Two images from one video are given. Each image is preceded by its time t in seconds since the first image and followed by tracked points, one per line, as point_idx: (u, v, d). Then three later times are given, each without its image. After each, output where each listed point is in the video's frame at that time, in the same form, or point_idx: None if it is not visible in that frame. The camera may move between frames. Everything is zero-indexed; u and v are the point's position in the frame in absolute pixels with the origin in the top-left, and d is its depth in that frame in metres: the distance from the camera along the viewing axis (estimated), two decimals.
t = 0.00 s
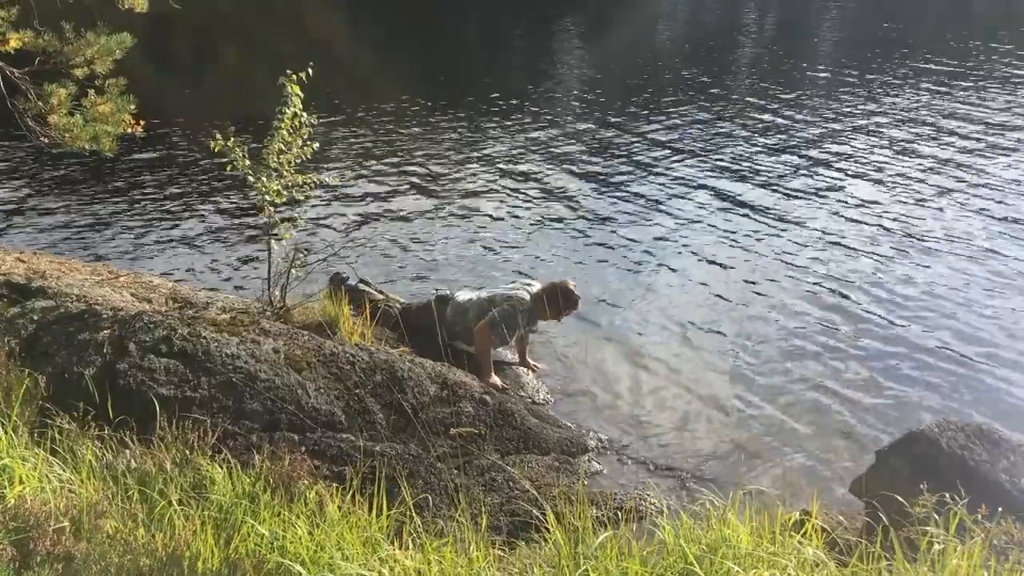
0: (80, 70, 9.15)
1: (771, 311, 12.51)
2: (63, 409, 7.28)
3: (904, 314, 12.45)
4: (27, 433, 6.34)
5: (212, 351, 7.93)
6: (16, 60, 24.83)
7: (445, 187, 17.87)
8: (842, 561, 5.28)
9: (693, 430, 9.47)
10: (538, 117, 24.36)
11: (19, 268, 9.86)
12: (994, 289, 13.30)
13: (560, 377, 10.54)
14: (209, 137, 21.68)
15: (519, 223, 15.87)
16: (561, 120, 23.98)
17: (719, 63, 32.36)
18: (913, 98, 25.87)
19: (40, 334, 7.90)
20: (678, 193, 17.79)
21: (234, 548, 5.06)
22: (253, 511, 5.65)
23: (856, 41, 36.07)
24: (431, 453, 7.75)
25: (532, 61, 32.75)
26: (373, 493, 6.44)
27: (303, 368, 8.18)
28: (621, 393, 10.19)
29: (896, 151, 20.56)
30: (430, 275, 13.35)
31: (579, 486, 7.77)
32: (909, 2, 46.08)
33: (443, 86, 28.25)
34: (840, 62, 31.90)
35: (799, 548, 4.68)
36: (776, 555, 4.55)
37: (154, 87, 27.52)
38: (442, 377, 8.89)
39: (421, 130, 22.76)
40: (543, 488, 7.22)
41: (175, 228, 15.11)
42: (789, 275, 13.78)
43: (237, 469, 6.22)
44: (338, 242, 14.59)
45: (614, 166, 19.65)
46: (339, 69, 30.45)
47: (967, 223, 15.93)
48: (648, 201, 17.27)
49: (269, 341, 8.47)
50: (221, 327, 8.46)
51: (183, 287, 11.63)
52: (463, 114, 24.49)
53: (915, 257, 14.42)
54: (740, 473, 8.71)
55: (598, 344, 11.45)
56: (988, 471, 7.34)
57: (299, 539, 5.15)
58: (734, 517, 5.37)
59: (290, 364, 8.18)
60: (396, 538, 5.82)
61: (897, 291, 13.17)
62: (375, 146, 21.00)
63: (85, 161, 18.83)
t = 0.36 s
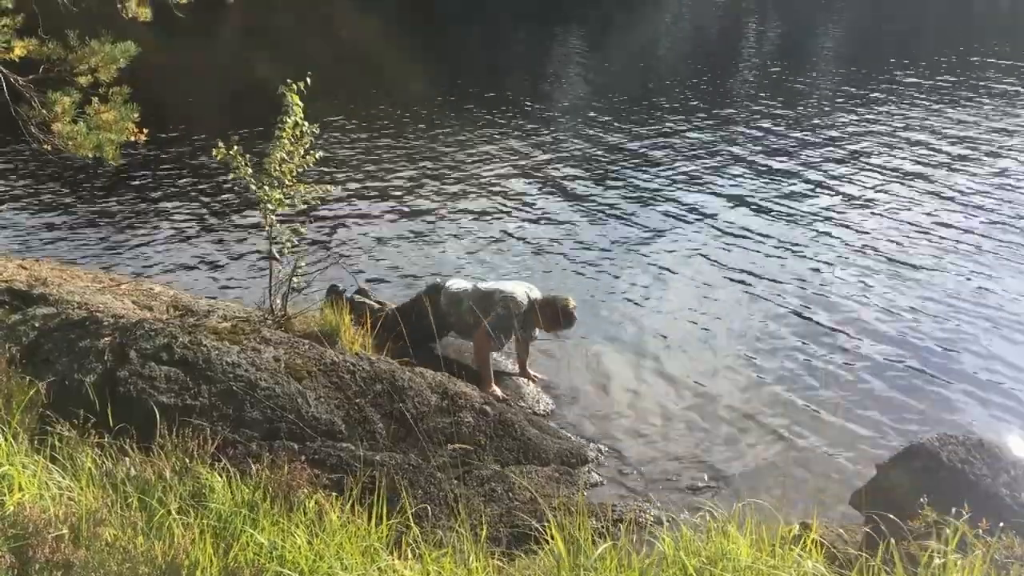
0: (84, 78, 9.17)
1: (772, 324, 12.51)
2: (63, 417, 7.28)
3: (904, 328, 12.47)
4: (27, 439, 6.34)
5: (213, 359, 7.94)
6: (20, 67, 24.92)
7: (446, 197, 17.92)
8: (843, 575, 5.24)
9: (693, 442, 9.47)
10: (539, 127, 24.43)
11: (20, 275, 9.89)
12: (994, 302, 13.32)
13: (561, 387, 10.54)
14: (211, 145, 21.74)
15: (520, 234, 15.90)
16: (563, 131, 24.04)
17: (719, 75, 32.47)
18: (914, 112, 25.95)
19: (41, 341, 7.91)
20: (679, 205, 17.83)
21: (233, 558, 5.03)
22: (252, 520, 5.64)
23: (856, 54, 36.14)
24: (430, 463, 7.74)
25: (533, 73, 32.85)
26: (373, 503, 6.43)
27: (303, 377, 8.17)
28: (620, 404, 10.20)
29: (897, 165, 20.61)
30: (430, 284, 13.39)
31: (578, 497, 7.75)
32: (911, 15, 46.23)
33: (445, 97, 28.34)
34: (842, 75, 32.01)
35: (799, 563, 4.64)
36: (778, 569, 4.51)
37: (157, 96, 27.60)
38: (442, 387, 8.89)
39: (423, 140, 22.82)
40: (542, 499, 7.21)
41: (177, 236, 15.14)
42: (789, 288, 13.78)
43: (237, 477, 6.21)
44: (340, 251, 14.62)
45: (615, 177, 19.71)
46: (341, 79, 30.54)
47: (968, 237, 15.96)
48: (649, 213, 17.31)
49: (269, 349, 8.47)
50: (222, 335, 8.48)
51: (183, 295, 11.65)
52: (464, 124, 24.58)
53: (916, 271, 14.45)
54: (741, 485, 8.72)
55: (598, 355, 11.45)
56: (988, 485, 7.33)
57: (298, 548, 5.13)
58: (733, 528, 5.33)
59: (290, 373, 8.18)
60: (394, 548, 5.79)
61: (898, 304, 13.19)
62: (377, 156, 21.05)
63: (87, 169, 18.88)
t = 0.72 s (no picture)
0: (87, 86, 9.19)
1: (773, 334, 12.50)
2: (63, 424, 7.27)
3: (906, 339, 12.45)
4: (27, 446, 6.33)
5: (213, 367, 7.93)
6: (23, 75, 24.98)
7: (448, 206, 17.94)
8: None
9: (694, 452, 9.45)
10: (541, 137, 24.48)
11: (22, 283, 9.90)
12: (995, 314, 13.31)
13: (561, 397, 10.52)
14: (213, 153, 21.78)
15: (522, 243, 15.91)
16: (565, 141, 24.07)
17: (721, 87, 32.54)
18: (916, 123, 25.97)
19: (42, 348, 7.90)
20: (681, 216, 17.83)
21: (232, 567, 5.00)
22: (252, 529, 5.62)
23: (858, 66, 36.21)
24: (431, 473, 7.72)
25: (535, 83, 32.93)
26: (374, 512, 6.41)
27: (304, 386, 8.16)
28: (621, 414, 10.18)
29: (898, 176, 20.63)
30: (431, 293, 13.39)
31: (579, 508, 7.73)
32: (912, 27, 46.33)
33: (447, 106, 28.39)
34: (843, 87, 32.07)
35: None
36: None
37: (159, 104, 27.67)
38: (443, 396, 8.88)
39: (425, 149, 22.86)
40: (543, 510, 7.18)
41: (179, 243, 15.15)
42: (791, 299, 13.77)
43: (237, 486, 6.20)
44: (342, 259, 14.63)
45: (616, 187, 19.73)
46: (344, 89, 30.62)
47: (970, 249, 15.95)
48: (650, 223, 17.32)
49: (270, 358, 8.46)
50: (223, 344, 8.48)
51: (184, 303, 11.66)
52: (466, 133, 24.63)
53: (918, 282, 14.43)
54: (743, 495, 8.69)
55: (600, 364, 11.44)
56: (990, 498, 7.31)
57: (298, 558, 5.10)
58: (734, 540, 5.29)
59: (290, 381, 8.17)
60: (394, 558, 5.75)
61: (900, 316, 13.17)
62: (378, 165, 21.07)
63: (90, 176, 18.92)
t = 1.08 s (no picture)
0: (90, 94, 9.21)
1: (775, 344, 12.49)
2: (64, 432, 7.26)
3: (908, 349, 12.44)
4: (28, 454, 6.32)
5: (215, 375, 7.93)
6: (27, 83, 25.06)
7: (451, 215, 17.96)
8: None
9: (696, 462, 9.43)
10: (544, 146, 24.53)
11: (25, 290, 9.91)
12: (997, 325, 13.30)
13: (563, 406, 10.51)
14: (217, 161, 21.84)
15: (524, 252, 15.91)
16: (567, 150, 24.11)
17: (725, 96, 32.60)
18: (919, 133, 26.00)
19: (44, 356, 7.90)
20: (683, 225, 17.84)
21: None
22: (252, 537, 5.60)
23: (861, 75, 36.26)
24: (432, 481, 7.71)
25: (538, 92, 33.01)
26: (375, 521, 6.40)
27: (305, 394, 8.16)
28: (623, 423, 10.17)
29: (900, 186, 20.64)
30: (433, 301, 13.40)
31: (581, 517, 7.71)
32: (914, 37, 46.42)
33: (450, 115, 28.46)
34: (846, 97, 32.12)
35: None
36: None
37: (162, 112, 27.74)
38: (444, 404, 8.87)
39: (427, 158, 22.90)
40: (545, 518, 7.17)
41: (180, 251, 15.17)
42: (793, 308, 13.77)
43: (238, 495, 6.18)
44: (344, 268, 14.64)
45: (619, 196, 19.76)
46: (347, 98, 30.71)
47: (972, 259, 15.94)
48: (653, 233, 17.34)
49: (271, 366, 8.46)
50: (224, 352, 8.49)
51: (187, 310, 11.67)
52: (469, 142, 24.69)
53: (920, 293, 14.42)
54: (745, 506, 8.67)
55: (602, 373, 11.43)
56: (992, 509, 7.29)
57: (298, 567, 5.08)
58: (736, 551, 5.24)
59: (292, 390, 8.17)
60: (394, 567, 5.73)
61: (902, 326, 13.16)
62: (380, 174, 21.11)
63: (94, 183, 18.97)
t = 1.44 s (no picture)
0: (95, 103, 9.26)
1: (779, 353, 12.49)
2: (68, 439, 7.27)
3: (912, 358, 12.42)
4: (32, 462, 6.33)
5: (219, 383, 7.94)
6: (33, 92, 25.20)
7: (455, 222, 18.02)
8: None
9: (699, 470, 9.43)
10: (548, 153, 24.61)
11: (30, 298, 9.96)
12: (1002, 333, 13.28)
13: (567, 414, 10.52)
14: (222, 169, 21.93)
15: (527, 260, 15.94)
16: (571, 158, 24.15)
17: (729, 103, 32.67)
18: (922, 140, 26.02)
19: (48, 363, 7.92)
20: (686, 233, 17.85)
21: None
22: (255, 546, 5.59)
23: (865, 82, 36.32)
24: (435, 490, 7.70)
25: (542, 99, 33.11)
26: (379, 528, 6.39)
27: (309, 402, 8.16)
28: (627, 430, 10.17)
29: (903, 194, 20.64)
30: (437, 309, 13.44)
31: (584, 526, 7.70)
32: (916, 44, 46.46)
33: (454, 123, 28.56)
34: (849, 103, 32.16)
35: None
36: None
37: (167, 120, 27.85)
38: (448, 413, 8.88)
39: (430, 165, 22.96)
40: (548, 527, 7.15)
41: (185, 259, 15.21)
42: (797, 317, 13.76)
43: (241, 503, 6.18)
44: (348, 275, 14.66)
45: (622, 204, 19.81)
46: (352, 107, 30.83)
47: (976, 267, 15.93)
48: (656, 240, 17.37)
49: (275, 374, 8.47)
50: (229, 360, 8.52)
51: (191, 318, 11.71)
52: (474, 150, 24.77)
53: (923, 300, 14.42)
54: (748, 514, 8.66)
55: (605, 381, 11.43)
56: (996, 519, 7.27)
57: None
58: (743, 558, 5.25)
59: (296, 398, 8.17)
60: None
61: (906, 334, 13.16)
62: (384, 182, 21.17)
63: (99, 191, 19.06)
